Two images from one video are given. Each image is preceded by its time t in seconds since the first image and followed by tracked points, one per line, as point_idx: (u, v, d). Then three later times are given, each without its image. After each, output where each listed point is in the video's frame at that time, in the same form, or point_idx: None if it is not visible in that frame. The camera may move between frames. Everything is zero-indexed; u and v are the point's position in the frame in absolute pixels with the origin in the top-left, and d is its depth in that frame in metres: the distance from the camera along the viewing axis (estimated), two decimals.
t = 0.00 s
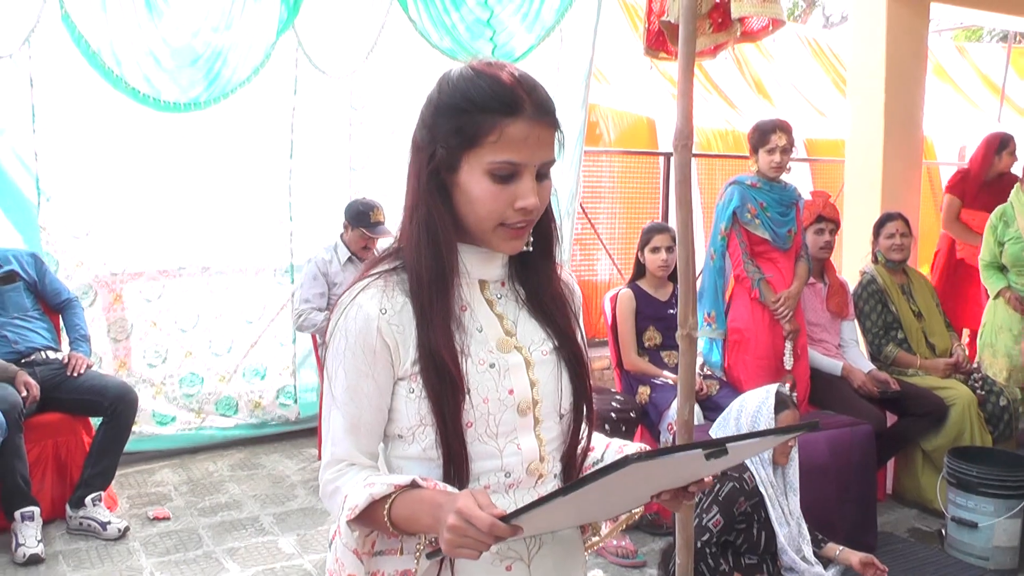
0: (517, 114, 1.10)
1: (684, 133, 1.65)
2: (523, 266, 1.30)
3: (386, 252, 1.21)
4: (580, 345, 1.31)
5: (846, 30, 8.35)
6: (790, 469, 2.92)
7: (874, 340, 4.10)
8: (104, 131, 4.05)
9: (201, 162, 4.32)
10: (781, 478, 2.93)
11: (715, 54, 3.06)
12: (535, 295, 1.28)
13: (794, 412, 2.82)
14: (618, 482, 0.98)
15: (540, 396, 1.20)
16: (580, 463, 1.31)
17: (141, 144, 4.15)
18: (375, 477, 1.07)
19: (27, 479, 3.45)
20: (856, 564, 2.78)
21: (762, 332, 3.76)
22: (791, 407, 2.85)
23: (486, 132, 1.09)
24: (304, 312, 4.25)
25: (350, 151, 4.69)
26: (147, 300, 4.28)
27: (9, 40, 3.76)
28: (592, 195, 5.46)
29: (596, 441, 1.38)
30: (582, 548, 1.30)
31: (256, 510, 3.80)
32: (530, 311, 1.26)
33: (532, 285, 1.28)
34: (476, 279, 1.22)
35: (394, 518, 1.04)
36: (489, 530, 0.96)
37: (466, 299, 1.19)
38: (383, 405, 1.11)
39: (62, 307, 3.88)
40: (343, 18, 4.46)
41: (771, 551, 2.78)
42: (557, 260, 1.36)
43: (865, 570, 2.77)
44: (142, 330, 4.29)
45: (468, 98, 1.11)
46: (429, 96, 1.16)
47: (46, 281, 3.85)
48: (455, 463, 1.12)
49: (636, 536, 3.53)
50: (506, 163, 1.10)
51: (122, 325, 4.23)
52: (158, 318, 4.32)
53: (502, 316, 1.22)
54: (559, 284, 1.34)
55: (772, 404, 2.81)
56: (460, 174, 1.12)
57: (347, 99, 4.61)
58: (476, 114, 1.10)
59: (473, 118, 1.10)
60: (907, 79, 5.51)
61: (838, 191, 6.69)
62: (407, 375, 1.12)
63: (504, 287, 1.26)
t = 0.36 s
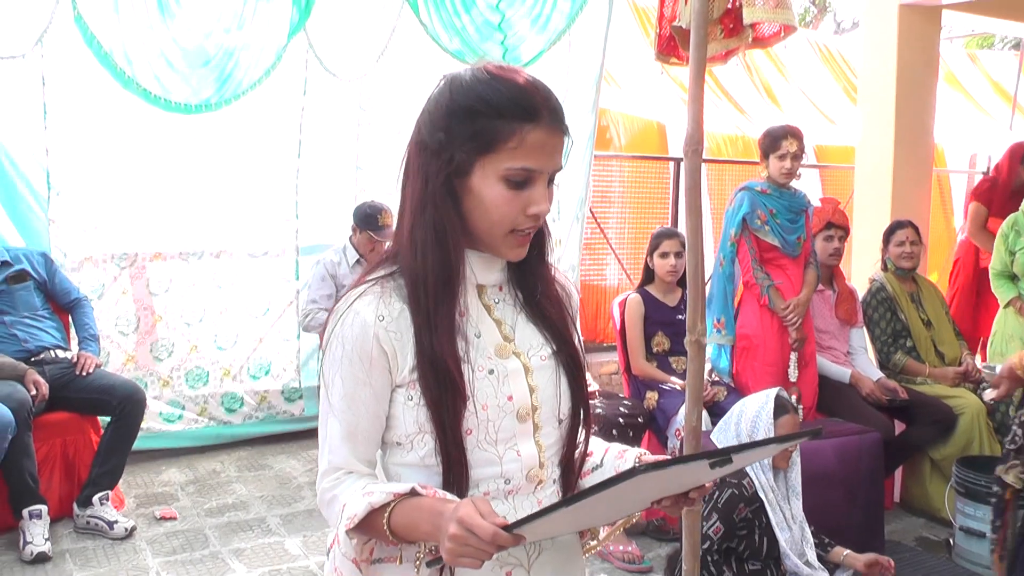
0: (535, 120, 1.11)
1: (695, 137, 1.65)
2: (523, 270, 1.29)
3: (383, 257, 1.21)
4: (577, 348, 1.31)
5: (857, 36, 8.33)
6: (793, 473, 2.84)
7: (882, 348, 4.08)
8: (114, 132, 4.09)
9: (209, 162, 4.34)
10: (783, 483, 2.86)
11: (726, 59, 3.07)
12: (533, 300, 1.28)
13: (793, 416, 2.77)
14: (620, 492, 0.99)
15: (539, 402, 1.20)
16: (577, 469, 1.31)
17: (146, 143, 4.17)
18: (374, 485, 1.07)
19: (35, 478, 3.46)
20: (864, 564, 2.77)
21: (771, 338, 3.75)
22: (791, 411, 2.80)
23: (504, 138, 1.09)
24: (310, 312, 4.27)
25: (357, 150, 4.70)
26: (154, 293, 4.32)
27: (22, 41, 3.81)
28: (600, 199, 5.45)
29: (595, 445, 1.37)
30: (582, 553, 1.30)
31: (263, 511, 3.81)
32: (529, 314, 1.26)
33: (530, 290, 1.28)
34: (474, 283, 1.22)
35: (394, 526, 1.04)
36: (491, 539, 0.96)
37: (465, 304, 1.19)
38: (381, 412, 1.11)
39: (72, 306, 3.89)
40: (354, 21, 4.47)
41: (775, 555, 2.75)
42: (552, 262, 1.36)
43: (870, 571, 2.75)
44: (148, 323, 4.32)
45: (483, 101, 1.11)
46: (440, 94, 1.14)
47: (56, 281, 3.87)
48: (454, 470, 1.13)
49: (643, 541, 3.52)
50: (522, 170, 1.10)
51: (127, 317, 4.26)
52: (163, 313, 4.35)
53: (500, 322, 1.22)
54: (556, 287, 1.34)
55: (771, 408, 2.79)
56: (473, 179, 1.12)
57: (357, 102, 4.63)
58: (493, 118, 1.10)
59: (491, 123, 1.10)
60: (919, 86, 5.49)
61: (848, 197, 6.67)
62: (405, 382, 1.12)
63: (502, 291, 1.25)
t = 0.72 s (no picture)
0: (547, 117, 1.12)
1: (704, 138, 1.65)
2: (525, 270, 1.29)
3: (386, 259, 1.21)
4: (576, 346, 1.33)
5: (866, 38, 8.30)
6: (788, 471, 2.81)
7: (889, 349, 4.08)
8: (121, 132, 4.11)
9: (215, 162, 4.36)
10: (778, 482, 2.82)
11: (735, 60, 3.06)
12: (533, 302, 1.29)
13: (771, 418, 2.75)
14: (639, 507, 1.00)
15: (545, 405, 1.21)
16: (574, 469, 1.31)
17: (152, 143, 4.19)
18: (384, 493, 1.07)
19: (42, 475, 3.47)
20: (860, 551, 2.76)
21: (776, 339, 3.76)
22: (771, 413, 2.78)
23: (517, 136, 1.10)
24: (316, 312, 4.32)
25: (362, 148, 4.71)
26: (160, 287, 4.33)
27: (30, 41, 3.83)
28: (606, 200, 5.45)
29: (594, 446, 1.37)
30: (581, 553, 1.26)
31: (268, 510, 3.81)
32: (531, 316, 1.28)
33: (533, 292, 1.29)
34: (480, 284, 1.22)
35: (405, 533, 1.04)
36: (518, 549, 0.96)
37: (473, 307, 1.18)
38: (388, 418, 1.11)
39: (79, 305, 3.90)
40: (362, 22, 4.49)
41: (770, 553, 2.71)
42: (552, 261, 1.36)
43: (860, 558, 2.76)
44: (153, 316, 4.33)
45: (495, 98, 1.11)
46: (448, 95, 1.14)
47: (63, 280, 3.88)
48: (463, 475, 1.13)
49: (648, 542, 3.51)
50: (534, 167, 1.11)
51: (134, 309, 4.28)
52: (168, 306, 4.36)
53: (504, 324, 1.22)
54: (556, 289, 1.35)
55: (747, 410, 2.76)
56: (484, 177, 1.12)
57: (363, 101, 4.64)
58: (506, 117, 1.10)
59: (504, 121, 1.10)
60: (926, 87, 5.48)
61: (855, 198, 6.65)
62: (414, 387, 1.12)
63: (505, 292, 1.25)
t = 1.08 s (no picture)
0: (548, 111, 1.13)
1: (701, 133, 1.65)
2: (524, 261, 1.30)
3: (388, 252, 1.19)
4: (575, 335, 1.34)
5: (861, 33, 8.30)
6: (780, 464, 2.80)
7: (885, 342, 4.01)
8: (116, 127, 4.09)
9: (211, 157, 4.35)
10: (771, 476, 2.81)
11: (732, 55, 3.06)
12: (536, 293, 1.30)
13: (757, 416, 2.73)
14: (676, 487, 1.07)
15: (551, 394, 1.22)
16: (575, 457, 1.31)
17: (148, 138, 4.17)
18: (399, 489, 1.07)
19: (39, 470, 3.47)
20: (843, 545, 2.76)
21: (772, 333, 3.77)
22: (756, 411, 2.75)
23: (520, 130, 1.11)
24: (323, 306, 4.25)
25: (356, 140, 4.69)
26: (155, 276, 4.32)
27: (25, 35, 3.82)
28: (602, 194, 5.46)
29: (594, 436, 1.38)
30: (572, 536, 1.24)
31: (266, 504, 3.82)
32: (532, 307, 1.29)
33: (534, 283, 1.30)
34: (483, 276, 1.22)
35: (425, 530, 1.04)
36: (551, 541, 0.99)
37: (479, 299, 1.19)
38: (399, 412, 1.11)
39: (75, 299, 3.89)
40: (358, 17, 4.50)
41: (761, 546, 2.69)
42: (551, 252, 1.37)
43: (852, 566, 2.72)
44: (148, 305, 4.32)
45: (496, 93, 1.11)
46: (442, 92, 1.14)
47: (59, 275, 3.87)
48: (478, 470, 1.14)
49: (645, 535, 3.52)
50: (540, 161, 1.12)
51: (129, 299, 4.26)
52: (163, 295, 4.35)
53: (510, 314, 1.23)
54: (553, 280, 1.35)
55: (733, 408, 2.74)
56: (490, 174, 1.12)
57: (359, 96, 4.64)
58: (507, 112, 1.11)
59: (506, 118, 1.11)
60: (922, 81, 5.49)
61: (850, 192, 6.66)
62: (425, 380, 1.12)
63: (506, 283, 1.26)
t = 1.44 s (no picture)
0: (565, 116, 1.13)
1: (702, 132, 1.64)
2: (531, 263, 1.30)
3: (398, 255, 1.19)
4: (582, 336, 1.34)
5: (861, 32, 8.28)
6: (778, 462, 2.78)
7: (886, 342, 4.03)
8: (116, 127, 4.09)
9: (210, 157, 4.34)
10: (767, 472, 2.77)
11: (733, 55, 3.06)
12: (542, 295, 1.30)
13: (768, 413, 2.73)
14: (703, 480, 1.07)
15: (564, 394, 1.22)
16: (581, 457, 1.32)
17: (147, 138, 4.17)
18: (418, 492, 1.07)
19: (39, 471, 3.46)
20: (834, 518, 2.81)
21: (773, 333, 3.77)
22: (767, 407, 2.75)
23: (536, 134, 1.11)
24: (329, 306, 4.22)
25: (354, 138, 4.68)
26: (153, 273, 4.29)
27: (24, 36, 3.81)
28: (602, 193, 5.45)
29: (601, 435, 1.38)
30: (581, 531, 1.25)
31: (266, 505, 3.81)
32: (541, 308, 1.28)
33: (541, 284, 1.30)
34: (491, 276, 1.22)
35: (445, 531, 1.05)
36: (578, 538, 0.99)
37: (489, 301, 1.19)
38: (414, 415, 1.10)
39: (75, 300, 3.88)
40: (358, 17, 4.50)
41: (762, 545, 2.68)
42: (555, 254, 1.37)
43: (851, 566, 2.71)
44: (145, 302, 4.30)
45: (514, 97, 1.11)
46: (460, 92, 1.14)
47: (58, 275, 3.86)
48: (494, 471, 1.14)
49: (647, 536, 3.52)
50: (554, 166, 1.12)
51: (126, 295, 4.24)
52: (161, 291, 4.32)
53: (519, 315, 1.23)
54: (558, 281, 1.35)
55: (746, 404, 2.71)
56: (503, 178, 1.12)
57: (358, 96, 4.64)
58: (524, 115, 1.11)
59: (523, 121, 1.11)
60: (921, 81, 5.49)
61: (849, 191, 6.67)
62: (440, 383, 1.12)
63: (513, 286, 1.26)
